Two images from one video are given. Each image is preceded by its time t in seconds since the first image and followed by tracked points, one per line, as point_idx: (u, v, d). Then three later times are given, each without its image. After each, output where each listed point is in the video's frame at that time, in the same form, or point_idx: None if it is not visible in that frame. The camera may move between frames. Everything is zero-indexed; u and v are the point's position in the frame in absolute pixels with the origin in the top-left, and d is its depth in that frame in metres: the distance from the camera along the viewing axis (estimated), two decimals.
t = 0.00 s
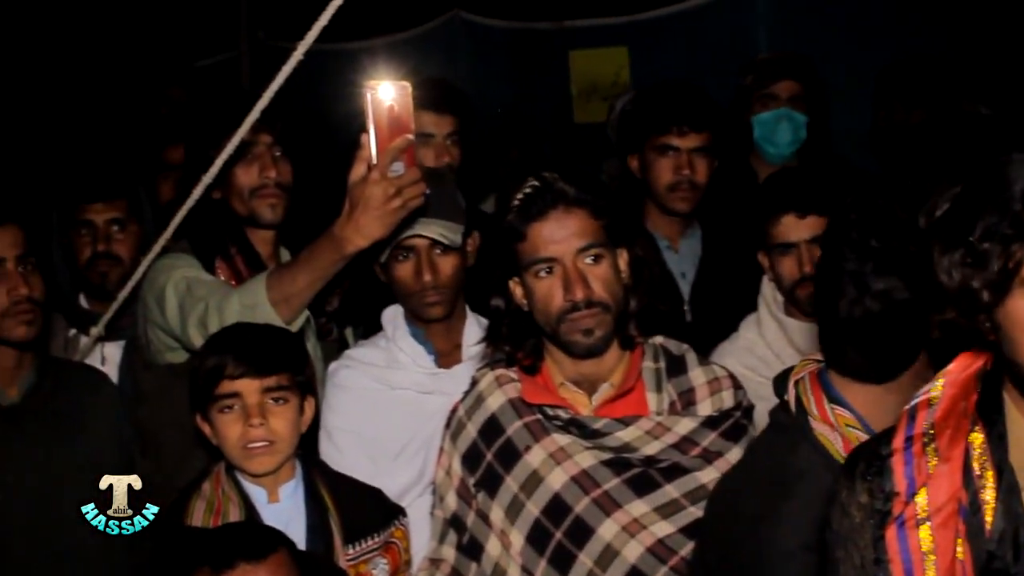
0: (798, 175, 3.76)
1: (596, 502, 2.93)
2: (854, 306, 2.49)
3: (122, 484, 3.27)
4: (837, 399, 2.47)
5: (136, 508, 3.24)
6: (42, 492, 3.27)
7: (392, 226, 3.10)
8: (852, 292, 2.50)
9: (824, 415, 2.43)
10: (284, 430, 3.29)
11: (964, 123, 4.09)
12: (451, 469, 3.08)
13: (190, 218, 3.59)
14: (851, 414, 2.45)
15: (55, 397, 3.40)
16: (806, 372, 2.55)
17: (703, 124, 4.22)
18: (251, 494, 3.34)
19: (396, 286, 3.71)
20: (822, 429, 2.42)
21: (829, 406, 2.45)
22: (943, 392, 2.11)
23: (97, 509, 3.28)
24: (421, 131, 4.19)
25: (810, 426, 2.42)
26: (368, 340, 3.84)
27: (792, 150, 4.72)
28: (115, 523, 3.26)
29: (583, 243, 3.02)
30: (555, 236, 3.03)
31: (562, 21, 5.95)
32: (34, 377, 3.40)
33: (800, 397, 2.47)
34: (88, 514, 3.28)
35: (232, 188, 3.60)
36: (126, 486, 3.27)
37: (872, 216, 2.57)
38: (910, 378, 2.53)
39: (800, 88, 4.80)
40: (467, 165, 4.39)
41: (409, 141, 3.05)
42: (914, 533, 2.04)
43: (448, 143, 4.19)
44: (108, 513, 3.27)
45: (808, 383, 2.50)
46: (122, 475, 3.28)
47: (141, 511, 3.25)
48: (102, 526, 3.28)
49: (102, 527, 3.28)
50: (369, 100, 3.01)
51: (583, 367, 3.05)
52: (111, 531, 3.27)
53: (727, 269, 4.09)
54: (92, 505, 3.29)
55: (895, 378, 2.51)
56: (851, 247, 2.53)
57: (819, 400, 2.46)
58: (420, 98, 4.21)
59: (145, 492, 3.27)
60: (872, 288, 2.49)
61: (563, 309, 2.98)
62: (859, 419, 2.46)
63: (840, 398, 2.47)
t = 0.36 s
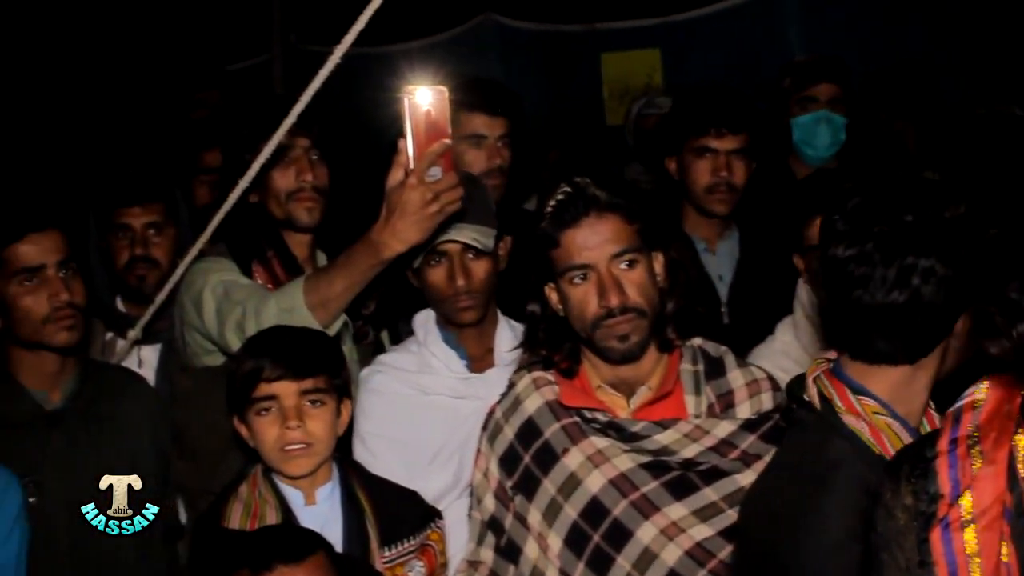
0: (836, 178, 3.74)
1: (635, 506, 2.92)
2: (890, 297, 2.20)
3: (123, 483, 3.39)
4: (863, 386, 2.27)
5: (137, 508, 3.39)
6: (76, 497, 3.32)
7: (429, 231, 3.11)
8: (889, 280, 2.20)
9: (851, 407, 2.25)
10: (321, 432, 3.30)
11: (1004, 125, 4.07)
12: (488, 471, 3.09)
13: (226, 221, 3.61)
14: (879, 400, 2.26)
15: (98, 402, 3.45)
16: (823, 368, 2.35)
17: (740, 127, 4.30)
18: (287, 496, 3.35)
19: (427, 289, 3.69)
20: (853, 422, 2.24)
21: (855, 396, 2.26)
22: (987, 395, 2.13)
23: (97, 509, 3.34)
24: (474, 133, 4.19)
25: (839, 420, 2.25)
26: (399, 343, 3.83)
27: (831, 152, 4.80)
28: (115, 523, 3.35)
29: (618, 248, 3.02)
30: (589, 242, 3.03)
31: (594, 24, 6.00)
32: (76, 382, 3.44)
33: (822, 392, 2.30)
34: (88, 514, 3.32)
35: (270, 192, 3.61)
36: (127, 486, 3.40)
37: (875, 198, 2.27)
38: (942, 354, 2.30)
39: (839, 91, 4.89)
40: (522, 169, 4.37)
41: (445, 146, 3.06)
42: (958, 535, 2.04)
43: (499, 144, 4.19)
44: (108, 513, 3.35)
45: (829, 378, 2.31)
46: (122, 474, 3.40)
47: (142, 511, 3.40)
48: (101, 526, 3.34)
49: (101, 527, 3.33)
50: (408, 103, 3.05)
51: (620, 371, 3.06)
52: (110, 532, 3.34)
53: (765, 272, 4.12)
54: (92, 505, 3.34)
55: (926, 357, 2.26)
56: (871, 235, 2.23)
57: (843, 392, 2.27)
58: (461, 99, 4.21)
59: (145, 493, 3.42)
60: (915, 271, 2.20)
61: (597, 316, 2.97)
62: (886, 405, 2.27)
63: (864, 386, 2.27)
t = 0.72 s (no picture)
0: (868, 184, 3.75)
1: (663, 509, 2.90)
2: (901, 292, 2.27)
3: (123, 483, 3.37)
4: (874, 384, 2.29)
5: (137, 508, 3.37)
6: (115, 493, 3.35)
7: (460, 233, 3.14)
8: (897, 276, 2.27)
9: (865, 403, 2.26)
10: (348, 433, 3.31)
11: None
12: (516, 474, 3.11)
13: (256, 222, 3.63)
14: (892, 396, 2.27)
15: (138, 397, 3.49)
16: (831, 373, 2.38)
17: (771, 129, 4.36)
18: (314, 497, 3.36)
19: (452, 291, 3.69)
20: (868, 417, 2.24)
21: (867, 392, 2.27)
22: None
23: (97, 509, 3.33)
24: (516, 136, 4.21)
25: (853, 418, 2.25)
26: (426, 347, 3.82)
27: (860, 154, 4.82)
28: (115, 523, 3.33)
29: (644, 253, 3.01)
30: (615, 246, 3.02)
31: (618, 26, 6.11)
32: (118, 380, 3.48)
33: (834, 392, 2.30)
34: (88, 514, 3.32)
35: (298, 192, 3.62)
36: (127, 485, 3.37)
37: (874, 196, 2.34)
38: (949, 348, 2.33)
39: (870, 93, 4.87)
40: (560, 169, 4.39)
41: (476, 149, 3.13)
42: (995, 541, 1.99)
43: (540, 147, 4.23)
44: (108, 513, 3.33)
45: (836, 380, 2.32)
46: (122, 474, 3.38)
47: (142, 512, 3.37)
48: (100, 526, 3.33)
49: (101, 527, 3.33)
50: (438, 106, 3.15)
51: (650, 375, 3.05)
52: (110, 532, 3.32)
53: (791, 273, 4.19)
54: (91, 505, 3.33)
55: (935, 351, 2.30)
56: (875, 232, 2.29)
57: (855, 391, 2.28)
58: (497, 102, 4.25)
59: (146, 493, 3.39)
60: (925, 265, 2.26)
61: (622, 321, 2.97)
62: (899, 400, 2.27)
63: (874, 383, 2.29)
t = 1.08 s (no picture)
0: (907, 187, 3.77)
1: (701, 512, 2.89)
2: (913, 291, 2.24)
3: (123, 483, 3.36)
4: (890, 381, 2.26)
5: (137, 508, 3.36)
6: (167, 489, 3.40)
7: (497, 234, 3.17)
8: (909, 275, 2.24)
9: (880, 400, 2.23)
10: (384, 435, 3.32)
11: None
12: (554, 476, 3.09)
13: (291, 223, 3.64)
14: (908, 393, 2.24)
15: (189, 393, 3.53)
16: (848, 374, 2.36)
17: (805, 130, 4.53)
18: (350, 499, 3.37)
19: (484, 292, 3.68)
20: (883, 415, 2.21)
21: (882, 390, 2.24)
22: None
23: (97, 510, 3.33)
24: (557, 138, 4.27)
25: (867, 415, 2.22)
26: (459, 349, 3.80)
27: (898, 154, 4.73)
28: (115, 524, 3.33)
29: (673, 255, 2.97)
30: (651, 245, 2.98)
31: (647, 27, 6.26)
32: (167, 374, 3.54)
33: (851, 392, 2.28)
34: (88, 514, 3.31)
35: (333, 194, 3.64)
36: (127, 485, 3.37)
37: (882, 196, 2.32)
38: (968, 344, 2.30)
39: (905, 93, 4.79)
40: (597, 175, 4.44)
41: (513, 151, 3.17)
42: None
43: (582, 150, 4.26)
44: (108, 513, 3.34)
45: (853, 380, 2.30)
46: (122, 474, 3.37)
47: (142, 512, 3.37)
48: (101, 526, 3.34)
49: (101, 527, 3.34)
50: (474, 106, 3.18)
51: (688, 375, 3.04)
52: (111, 531, 3.33)
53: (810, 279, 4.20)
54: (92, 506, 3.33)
55: (953, 349, 2.27)
56: (885, 231, 2.28)
57: (871, 388, 2.26)
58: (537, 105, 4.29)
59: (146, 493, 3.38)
60: (936, 262, 2.23)
61: (643, 321, 2.95)
62: (917, 396, 2.24)
63: (892, 381, 2.27)
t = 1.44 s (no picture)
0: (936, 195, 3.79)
1: (732, 515, 2.89)
2: (923, 297, 2.23)
3: (123, 483, 3.38)
4: (902, 389, 2.26)
5: (137, 508, 3.39)
6: (198, 486, 3.50)
7: (526, 235, 3.19)
8: (917, 282, 2.23)
9: (890, 408, 2.24)
10: (412, 436, 3.32)
11: None
12: (586, 478, 3.08)
13: (320, 223, 3.66)
14: (919, 400, 2.24)
15: (222, 391, 3.63)
16: (862, 380, 2.37)
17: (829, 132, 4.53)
18: (377, 501, 3.37)
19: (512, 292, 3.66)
20: (892, 424, 2.22)
21: (892, 397, 2.25)
22: None
23: (97, 509, 3.28)
24: (587, 141, 4.31)
25: (875, 424, 2.23)
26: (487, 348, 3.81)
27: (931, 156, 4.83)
28: (115, 523, 3.31)
29: (700, 259, 2.94)
30: (686, 246, 2.96)
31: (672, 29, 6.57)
32: (203, 373, 3.64)
33: (862, 399, 2.29)
34: (88, 514, 3.25)
35: (362, 195, 3.67)
36: (127, 485, 3.40)
37: (887, 203, 2.32)
38: (981, 349, 2.31)
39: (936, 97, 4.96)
40: (623, 179, 4.48)
41: (542, 152, 3.16)
42: None
43: (611, 152, 4.32)
44: (108, 513, 3.31)
45: (865, 387, 2.31)
46: (122, 474, 3.39)
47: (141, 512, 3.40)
48: (101, 526, 3.27)
49: (101, 527, 3.27)
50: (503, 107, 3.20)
51: (721, 376, 3.04)
52: (110, 531, 3.30)
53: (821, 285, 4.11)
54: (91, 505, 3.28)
55: (966, 354, 2.26)
56: (892, 238, 2.27)
57: (882, 396, 2.27)
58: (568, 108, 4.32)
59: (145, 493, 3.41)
60: (943, 268, 2.22)
61: (665, 321, 2.94)
62: (928, 404, 2.24)
63: (904, 389, 2.27)
